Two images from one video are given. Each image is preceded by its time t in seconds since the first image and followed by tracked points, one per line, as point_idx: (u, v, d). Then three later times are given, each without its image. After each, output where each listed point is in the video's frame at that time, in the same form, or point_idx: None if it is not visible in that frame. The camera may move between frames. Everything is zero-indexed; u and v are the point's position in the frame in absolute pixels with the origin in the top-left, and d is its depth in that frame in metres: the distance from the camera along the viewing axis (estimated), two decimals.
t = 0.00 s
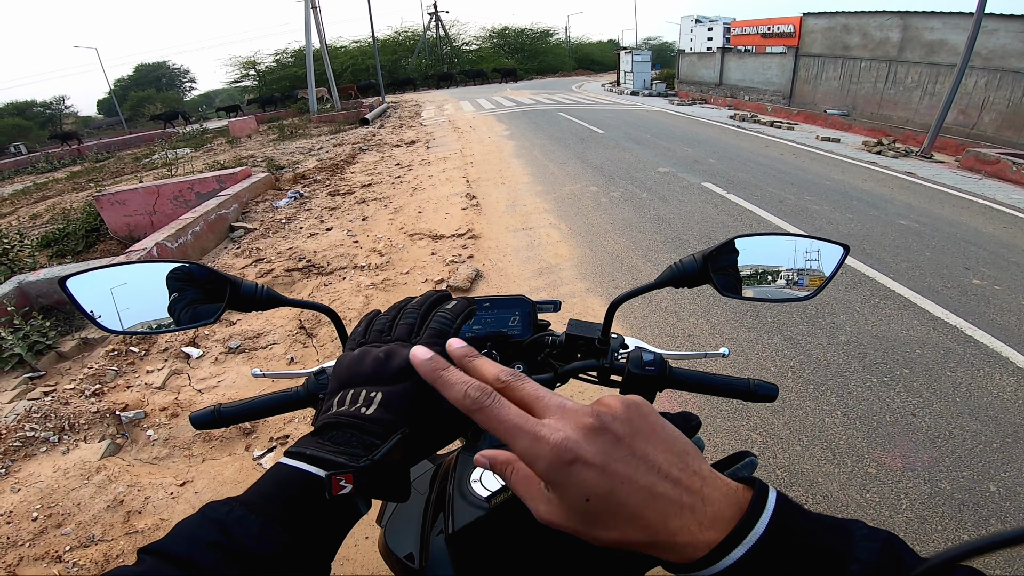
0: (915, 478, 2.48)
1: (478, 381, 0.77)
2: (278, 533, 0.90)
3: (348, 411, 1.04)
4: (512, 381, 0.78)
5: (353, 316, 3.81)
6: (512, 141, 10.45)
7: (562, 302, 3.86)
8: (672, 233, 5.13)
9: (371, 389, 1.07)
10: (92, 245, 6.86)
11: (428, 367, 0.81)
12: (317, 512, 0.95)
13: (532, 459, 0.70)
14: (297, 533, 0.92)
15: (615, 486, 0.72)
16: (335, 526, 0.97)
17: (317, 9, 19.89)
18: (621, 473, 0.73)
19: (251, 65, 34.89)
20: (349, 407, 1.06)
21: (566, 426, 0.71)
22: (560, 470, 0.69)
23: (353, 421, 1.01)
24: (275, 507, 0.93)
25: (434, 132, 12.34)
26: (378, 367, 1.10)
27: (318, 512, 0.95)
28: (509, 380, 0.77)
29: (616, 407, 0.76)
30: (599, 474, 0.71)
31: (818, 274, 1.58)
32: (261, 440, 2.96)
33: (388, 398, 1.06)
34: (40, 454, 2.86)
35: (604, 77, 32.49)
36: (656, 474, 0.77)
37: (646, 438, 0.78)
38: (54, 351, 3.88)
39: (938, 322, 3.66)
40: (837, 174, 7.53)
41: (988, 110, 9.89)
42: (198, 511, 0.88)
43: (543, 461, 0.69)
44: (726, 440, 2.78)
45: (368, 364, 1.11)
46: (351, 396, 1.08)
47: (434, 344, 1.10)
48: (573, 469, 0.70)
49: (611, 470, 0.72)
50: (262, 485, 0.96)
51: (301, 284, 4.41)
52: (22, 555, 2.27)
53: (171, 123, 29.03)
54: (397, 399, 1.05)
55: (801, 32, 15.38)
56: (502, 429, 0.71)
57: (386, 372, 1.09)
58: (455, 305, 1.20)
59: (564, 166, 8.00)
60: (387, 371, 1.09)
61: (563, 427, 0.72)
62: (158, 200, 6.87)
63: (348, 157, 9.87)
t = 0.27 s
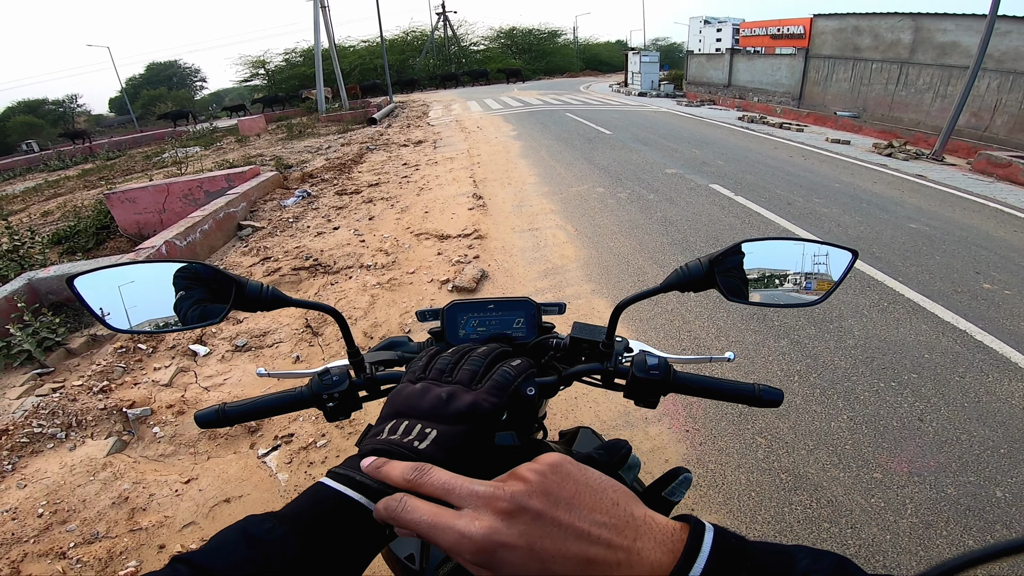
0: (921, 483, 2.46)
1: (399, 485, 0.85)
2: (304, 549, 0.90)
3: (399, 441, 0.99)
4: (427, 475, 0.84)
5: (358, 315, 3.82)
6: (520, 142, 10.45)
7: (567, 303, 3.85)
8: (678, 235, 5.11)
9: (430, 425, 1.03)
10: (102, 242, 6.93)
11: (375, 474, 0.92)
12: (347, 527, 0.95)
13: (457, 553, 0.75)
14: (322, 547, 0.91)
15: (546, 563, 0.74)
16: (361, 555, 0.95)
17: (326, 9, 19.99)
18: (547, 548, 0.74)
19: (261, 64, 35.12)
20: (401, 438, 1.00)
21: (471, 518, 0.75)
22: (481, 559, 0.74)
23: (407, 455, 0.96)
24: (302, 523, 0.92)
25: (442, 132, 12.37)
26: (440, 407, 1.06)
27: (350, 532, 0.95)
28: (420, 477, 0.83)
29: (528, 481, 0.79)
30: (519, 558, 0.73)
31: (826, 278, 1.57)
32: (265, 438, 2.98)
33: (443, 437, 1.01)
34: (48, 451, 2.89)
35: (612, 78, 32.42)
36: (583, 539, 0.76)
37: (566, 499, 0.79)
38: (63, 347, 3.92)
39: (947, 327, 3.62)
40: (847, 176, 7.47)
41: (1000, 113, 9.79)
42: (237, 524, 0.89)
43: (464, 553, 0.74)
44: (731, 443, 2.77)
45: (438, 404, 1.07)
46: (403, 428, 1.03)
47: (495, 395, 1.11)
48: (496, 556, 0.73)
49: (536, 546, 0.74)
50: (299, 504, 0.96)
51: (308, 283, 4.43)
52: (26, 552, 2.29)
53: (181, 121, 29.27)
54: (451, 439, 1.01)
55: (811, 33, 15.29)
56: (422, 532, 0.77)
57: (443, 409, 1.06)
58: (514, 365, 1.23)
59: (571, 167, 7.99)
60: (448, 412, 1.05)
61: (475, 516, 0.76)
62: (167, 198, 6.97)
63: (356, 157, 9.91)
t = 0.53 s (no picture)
0: (925, 487, 2.45)
1: (457, 449, 0.78)
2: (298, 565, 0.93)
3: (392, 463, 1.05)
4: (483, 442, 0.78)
5: (361, 316, 3.82)
6: (523, 143, 10.45)
7: (571, 305, 3.85)
8: (682, 237, 5.10)
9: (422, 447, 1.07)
10: (107, 242, 6.97)
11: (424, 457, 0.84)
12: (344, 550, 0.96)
13: (536, 524, 0.67)
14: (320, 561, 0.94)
15: (628, 537, 0.69)
16: (363, 567, 0.97)
17: (332, 9, 20.04)
18: (633, 522, 0.70)
19: (266, 64, 35.25)
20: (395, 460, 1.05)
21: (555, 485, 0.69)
22: (566, 530, 0.66)
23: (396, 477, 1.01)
24: (299, 541, 0.95)
25: (445, 133, 12.39)
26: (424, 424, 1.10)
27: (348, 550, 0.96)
28: (484, 439, 0.78)
29: (614, 449, 0.73)
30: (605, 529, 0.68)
31: (832, 283, 1.56)
32: (268, 439, 2.98)
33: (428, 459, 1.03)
34: (51, 449, 2.90)
35: (616, 79, 32.40)
36: (659, 520, 0.73)
37: (647, 472, 0.75)
38: (68, 346, 3.94)
39: (953, 331, 3.60)
40: (852, 178, 7.44)
41: (1007, 115, 9.73)
42: (232, 545, 0.93)
43: (545, 523, 0.67)
44: (735, 446, 2.76)
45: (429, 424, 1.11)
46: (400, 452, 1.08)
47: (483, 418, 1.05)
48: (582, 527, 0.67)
49: (623, 520, 0.69)
50: (297, 522, 0.98)
51: (312, 283, 4.44)
52: (27, 551, 2.30)
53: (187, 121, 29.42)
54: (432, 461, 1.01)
55: (816, 35, 15.25)
56: (491, 500, 0.70)
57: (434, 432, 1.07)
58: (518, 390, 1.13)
59: (575, 169, 7.99)
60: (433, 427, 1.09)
61: (556, 482, 0.70)
62: (172, 198, 6.98)
63: (360, 157, 9.93)
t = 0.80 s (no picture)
0: (926, 486, 2.44)
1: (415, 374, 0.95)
2: (320, 546, 0.93)
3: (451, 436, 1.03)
4: (439, 369, 0.94)
5: (362, 314, 3.82)
6: (525, 142, 10.43)
7: (572, 304, 3.84)
8: (684, 236, 5.09)
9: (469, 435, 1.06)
10: (109, 240, 6.99)
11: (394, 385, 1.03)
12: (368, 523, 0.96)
13: (456, 430, 0.80)
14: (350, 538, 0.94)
15: (542, 450, 0.79)
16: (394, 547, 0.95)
17: (334, 8, 20.03)
18: (546, 441, 0.79)
19: (269, 63, 35.26)
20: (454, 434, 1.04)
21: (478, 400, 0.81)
22: (479, 435, 0.78)
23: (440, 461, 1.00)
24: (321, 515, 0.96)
25: (447, 132, 12.39)
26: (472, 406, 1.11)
27: (375, 523, 0.96)
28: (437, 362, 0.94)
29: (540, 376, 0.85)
30: (519, 441, 0.78)
31: (833, 277, 1.56)
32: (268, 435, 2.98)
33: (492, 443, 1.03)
34: (50, 446, 2.91)
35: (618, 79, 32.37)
36: (578, 448, 0.81)
37: (575, 403, 0.85)
38: (69, 343, 3.95)
39: (955, 330, 3.59)
40: (854, 178, 7.42)
41: (1010, 115, 9.71)
42: (260, 516, 0.93)
43: (464, 429, 0.79)
44: (735, 444, 2.75)
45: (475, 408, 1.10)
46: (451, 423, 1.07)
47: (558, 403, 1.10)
48: (493, 433, 0.78)
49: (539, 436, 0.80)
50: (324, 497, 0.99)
51: (313, 281, 4.44)
52: (26, 547, 2.31)
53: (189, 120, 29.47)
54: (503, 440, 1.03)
55: (819, 34, 15.21)
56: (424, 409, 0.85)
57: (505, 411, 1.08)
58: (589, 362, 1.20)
59: (576, 168, 7.97)
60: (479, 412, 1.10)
61: (481, 397, 0.83)
62: (174, 196, 7.00)
63: (362, 156, 9.94)
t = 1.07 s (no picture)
0: (920, 493, 2.45)
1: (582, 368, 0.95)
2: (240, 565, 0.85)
3: (342, 451, 0.90)
4: (605, 368, 0.94)
5: (359, 321, 3.82)
6: (524, 148, 10.47)
7: (569, 311, 3.85)
8: (681, 244, 5.11)
9: (371, 431, 0.90)
10: (106, 244, 6.98)
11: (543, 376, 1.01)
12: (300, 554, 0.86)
13: (631, 431, 0.80)
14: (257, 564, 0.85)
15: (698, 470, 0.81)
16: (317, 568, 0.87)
17: (334, 13, 20.13)
18: (705, 460, 0.82)
19: (268, 67, 35.34)
20: (345, 446, 0.90)
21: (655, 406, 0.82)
22: (655, 439, 0.79)
23: (341, 474, 0.88)
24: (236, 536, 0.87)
25: (446, 138, 12.43)
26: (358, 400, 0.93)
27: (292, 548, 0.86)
28: (608, 365, 0.94)
29: (709, 402, 0.87)
30: (679, 453, 0.80)
31: (828, 289, 1.56)
32: (264, 441, 2.97)
33: (392, 447, 0.89)
34: (45, 451, 2.89)
35: (616, 86, 32.52)
36: (723, 469, 0.84)
37: (729, 433, 0.87)
38: (65, 347, 3.93)
39: (949, 338, 3.61)
40: (851, 186, 7.46)
41: (1005, 122, 9.78)
42: (163, 545, 0.87)
43: (638, 434, 0.79)
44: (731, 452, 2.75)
45: (368, 399, 0.93)
46: (341, 429, 0.92)
47: (451, 385, 0.96)
48: (667, 444, 0.79)
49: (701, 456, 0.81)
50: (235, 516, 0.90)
51: (310, 287, 4.44)
52: (19, 551, 2.29)
53: (188, 125, 29.50)
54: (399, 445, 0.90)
55: (816, 41, 15.32)
56: (599, 404, 0.85)
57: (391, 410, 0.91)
58: (497, 325, 1.05)
59: (574, 175, 8.00)
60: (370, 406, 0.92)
61: (660, 406, 0.84)
62: (172, 200, 7.00)
63: (360, 161, 9.96)
